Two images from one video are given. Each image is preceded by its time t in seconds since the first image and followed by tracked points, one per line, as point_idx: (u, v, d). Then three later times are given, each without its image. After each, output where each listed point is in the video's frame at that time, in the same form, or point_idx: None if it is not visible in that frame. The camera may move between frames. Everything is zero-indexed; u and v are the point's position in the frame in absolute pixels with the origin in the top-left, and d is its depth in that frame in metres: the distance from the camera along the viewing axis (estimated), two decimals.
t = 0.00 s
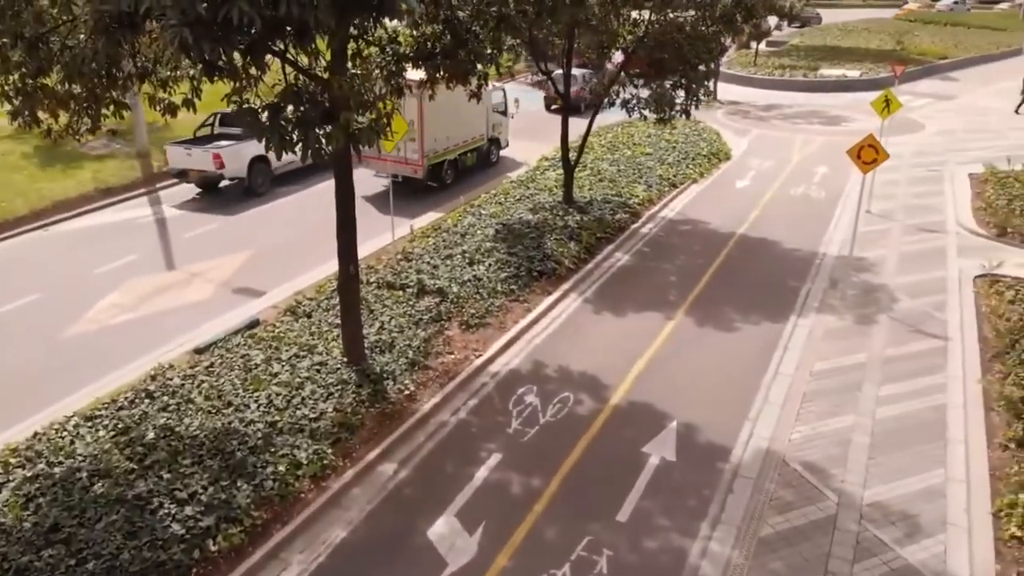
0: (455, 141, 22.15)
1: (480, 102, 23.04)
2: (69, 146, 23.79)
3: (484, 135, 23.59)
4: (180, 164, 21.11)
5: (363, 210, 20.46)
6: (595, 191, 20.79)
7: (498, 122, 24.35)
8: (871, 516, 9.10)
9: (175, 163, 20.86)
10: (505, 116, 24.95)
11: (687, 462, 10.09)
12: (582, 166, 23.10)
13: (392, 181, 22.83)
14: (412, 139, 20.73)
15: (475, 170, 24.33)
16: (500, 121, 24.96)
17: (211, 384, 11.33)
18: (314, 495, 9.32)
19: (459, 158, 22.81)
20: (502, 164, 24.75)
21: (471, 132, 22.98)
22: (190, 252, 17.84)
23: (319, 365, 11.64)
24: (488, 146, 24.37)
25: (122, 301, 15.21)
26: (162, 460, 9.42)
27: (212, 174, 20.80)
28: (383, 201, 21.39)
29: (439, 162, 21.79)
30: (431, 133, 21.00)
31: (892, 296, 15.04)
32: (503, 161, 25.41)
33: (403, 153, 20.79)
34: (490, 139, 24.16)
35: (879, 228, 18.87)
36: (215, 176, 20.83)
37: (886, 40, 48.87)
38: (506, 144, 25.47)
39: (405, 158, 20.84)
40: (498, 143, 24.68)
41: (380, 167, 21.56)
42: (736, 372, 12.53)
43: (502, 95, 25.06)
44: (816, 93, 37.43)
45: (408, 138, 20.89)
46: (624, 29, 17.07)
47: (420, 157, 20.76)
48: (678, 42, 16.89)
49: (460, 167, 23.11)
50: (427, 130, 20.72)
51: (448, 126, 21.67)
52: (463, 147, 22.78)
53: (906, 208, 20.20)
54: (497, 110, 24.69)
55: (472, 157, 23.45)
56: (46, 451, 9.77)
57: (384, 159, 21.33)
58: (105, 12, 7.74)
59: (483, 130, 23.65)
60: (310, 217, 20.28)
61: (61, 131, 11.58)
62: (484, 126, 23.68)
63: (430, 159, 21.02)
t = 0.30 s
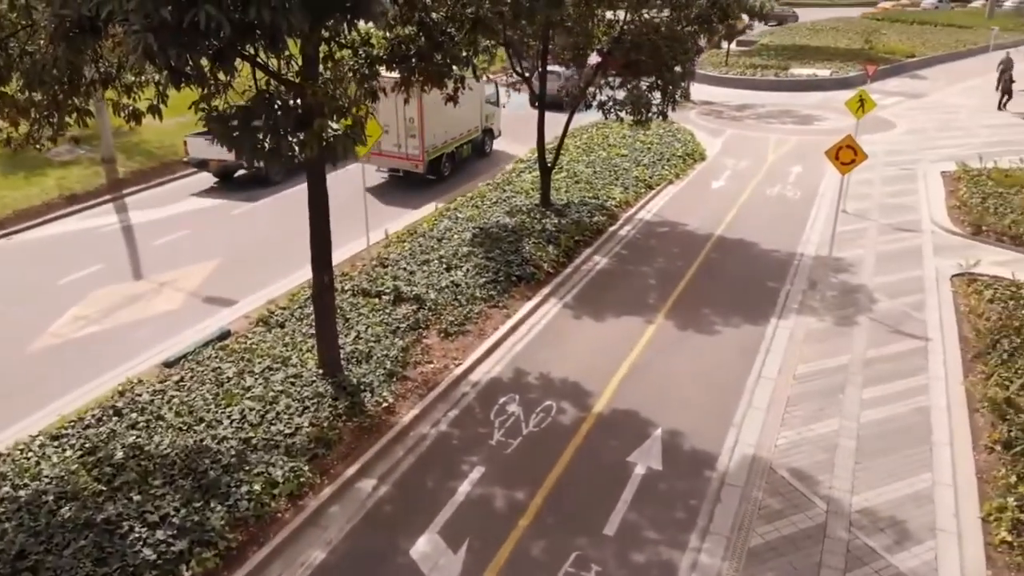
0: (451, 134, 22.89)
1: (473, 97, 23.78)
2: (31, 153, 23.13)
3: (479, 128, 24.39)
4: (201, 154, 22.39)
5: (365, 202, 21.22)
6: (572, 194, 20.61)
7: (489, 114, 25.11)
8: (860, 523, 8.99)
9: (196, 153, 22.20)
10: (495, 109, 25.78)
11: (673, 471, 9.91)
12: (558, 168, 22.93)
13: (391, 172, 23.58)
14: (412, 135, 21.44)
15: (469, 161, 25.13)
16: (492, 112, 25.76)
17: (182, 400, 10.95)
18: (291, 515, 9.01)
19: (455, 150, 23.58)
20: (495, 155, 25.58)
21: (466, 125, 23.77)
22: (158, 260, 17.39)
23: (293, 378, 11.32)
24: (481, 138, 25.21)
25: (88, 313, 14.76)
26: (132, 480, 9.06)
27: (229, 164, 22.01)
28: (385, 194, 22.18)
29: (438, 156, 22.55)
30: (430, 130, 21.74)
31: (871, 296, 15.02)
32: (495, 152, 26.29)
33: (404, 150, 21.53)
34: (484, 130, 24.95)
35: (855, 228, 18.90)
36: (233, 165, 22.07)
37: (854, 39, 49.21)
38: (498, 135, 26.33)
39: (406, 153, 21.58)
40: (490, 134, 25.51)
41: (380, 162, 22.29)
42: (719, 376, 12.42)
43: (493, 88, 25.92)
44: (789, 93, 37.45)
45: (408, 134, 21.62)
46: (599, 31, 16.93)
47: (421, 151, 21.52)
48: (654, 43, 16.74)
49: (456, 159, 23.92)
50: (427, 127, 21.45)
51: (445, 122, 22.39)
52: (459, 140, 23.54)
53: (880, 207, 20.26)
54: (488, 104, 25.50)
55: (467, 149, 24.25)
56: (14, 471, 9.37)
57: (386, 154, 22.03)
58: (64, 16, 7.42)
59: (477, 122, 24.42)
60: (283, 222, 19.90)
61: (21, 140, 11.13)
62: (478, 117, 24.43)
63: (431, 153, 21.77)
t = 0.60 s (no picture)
0: (449, 128, 23.71)
1: (470, 93, 24.68)
2: None
3: (474, 123, 25.22)
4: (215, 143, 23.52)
5: (367, 192, 22.00)
6: (552, 195, 20.44)
7: (484, 110, 25.96)
8: (851, 529, 8.88)
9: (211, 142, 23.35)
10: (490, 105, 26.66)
11: (661, 479, 9.76)
12: (537, 170, 22.76)
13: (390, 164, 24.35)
14: (412, 127, 22.24)
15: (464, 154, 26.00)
16: (485, 108, 26.63)
17: (156, 414, 10.63)
18: (270, 532, 8.73)
19: (452, 143, 24.39)
20: (490, 148, 26.44)
21: (463, 120, 24.64)
22: (128, 268, 16.95)
23: (270, 390, 11.03)
24: (476, 132, 26.08)
25: (56, 324, 14.33)
26: (105, 498, 8.74)
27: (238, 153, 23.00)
28: (386, 186, 22.94)
29: (436, 148, 23.37)
30: (429, 123, 22.56)
31: (853, 297, 14.99)
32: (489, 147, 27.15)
33: (404, 141, 22.31)
34: (479, 125, 25.76)
35: (835, 228, 18.89)
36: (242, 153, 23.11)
37: (827, 38, 49.55)
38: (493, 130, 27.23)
39: (406, 145, 22.39)
40: (485, 129, 26.36)
41: (381, 154, 23.07)
42: (705, 379, 12.31)
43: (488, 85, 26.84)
44: (767, 93, 37.44)
45: (408, 126, 22.42)
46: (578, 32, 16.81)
47: (421, 143, 22.33)
48: (634, 44, 16.60)
49: (453, 152, 24.74)
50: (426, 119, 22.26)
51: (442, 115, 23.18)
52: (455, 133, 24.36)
53: (859, 207, 20.28)
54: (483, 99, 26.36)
55: (462, 142, 25.06)
56: None
57: (386, 146, 22.82)
58: (28, 19, 7.12)
59: (473, 117, 25.24)
60: (258, 226, 19.51)
61: None
62: (473, 113, 25.28)
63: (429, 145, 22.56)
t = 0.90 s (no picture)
0: (443, 119, 25.03)
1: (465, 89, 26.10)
2: None
3: (468, 118, 26.57)
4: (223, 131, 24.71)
5: (368, 178, 23.25)
6: (532, 197, 20.28)
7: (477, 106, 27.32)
8: (841, 536, 8.76)
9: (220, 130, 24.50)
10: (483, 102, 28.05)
11: (648, 487, 9.59)
12: (517, 171, 22.62)
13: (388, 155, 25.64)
14: (410, 115, 23.54)
15: (457, 148, 27.36)
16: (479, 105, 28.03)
17: (129, 427, 10.31)
18: (248, 549, 8.46)
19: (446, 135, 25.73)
20: (481, 143, 27.76)
21: (458, 114, 26.03)
22: (99, 275, 16.55)
23: (246, 401, 10.74)
24: (469, 128, 27.45)
25: (25, 334, 13.93)
26: (75, 518, 8.42)
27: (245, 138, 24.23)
28: (383, 171, 24.14)
29: (432, 137, 24.69)
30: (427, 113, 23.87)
31: (835, 297, 14.95)
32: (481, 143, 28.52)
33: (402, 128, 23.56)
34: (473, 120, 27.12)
35: (815, 227, 18.89)
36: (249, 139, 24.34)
37: (802, 37, 49.86)
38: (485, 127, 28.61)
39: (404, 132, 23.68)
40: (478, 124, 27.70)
41: (379, 140, 24.30)
42: (690, 382, 12.19)
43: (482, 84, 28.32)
44: (747, 92, 37.51)
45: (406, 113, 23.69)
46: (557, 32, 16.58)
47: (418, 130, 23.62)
48: (613, 44, 16.47)
49: (447, 144, 26.08)
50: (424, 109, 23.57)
51: (438, 105, 24.49)
52: (448, 125, 25.69)
53: (838, 206, 20.29)
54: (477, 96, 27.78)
55: (456, 135, 26.38)
56: None
57: (384, 133, 24.10)
58: None
59: (467, 111, 26.59)
60: (233, 230, 19.17)
61: None
62: (468, 108, 26.66)
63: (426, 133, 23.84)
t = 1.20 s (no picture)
0: (439, 113, 25.87)
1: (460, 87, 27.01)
2: None
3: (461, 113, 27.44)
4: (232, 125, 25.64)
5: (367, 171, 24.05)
6: (512, 199, 20.07)
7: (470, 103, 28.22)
8: (832, 545, 8.62)
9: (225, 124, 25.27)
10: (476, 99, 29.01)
11: (635, 498, 9.40)
12: (496, 173, 22.40)
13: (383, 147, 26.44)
14: (406, 109, 24.36)
15: (450, 142, 28.17)
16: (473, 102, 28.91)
17: (99, 443, 9.95)
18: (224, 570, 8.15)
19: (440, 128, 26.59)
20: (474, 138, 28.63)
21: (453, 109, 26.91)
22: (68, 284, 16.11)
23: (221, 415, 10.42)
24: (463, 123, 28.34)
25: None
26: (43, 541, 8.08)
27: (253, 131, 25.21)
28: (380, 163, 24.90)
29: (427, 131, 25.54)
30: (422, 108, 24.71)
31: (818, 298, 14.87)
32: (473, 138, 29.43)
33: (399, 120, 24.35)
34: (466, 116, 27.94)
35: (796, 228, 18.83)
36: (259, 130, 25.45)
37: (777, 36, 50.11)
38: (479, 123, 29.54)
39: (401, 124, 24.50)
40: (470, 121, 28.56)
41: (376, 133, 25.10)
42: (675, 388, 12.02)
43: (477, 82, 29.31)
44: (725, 92, 37.52)
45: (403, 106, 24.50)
46: (536, 33, 16.35)
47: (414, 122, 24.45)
48: (593, 45, 16.30)
49: (441, 137, 26.97)
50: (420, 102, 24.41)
51: (434, 99, 25.32)
52: (443, 119, 26.56)
53: (818, 206, 20.26)
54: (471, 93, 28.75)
55: (449, 129, 27.28)
56: None
57: (381, 126, 24.91)
58: None
59: (461, 106, 27.46)
60: (207, 235, 18.78)
61: None
62: (461, 103, 27.50)
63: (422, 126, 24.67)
